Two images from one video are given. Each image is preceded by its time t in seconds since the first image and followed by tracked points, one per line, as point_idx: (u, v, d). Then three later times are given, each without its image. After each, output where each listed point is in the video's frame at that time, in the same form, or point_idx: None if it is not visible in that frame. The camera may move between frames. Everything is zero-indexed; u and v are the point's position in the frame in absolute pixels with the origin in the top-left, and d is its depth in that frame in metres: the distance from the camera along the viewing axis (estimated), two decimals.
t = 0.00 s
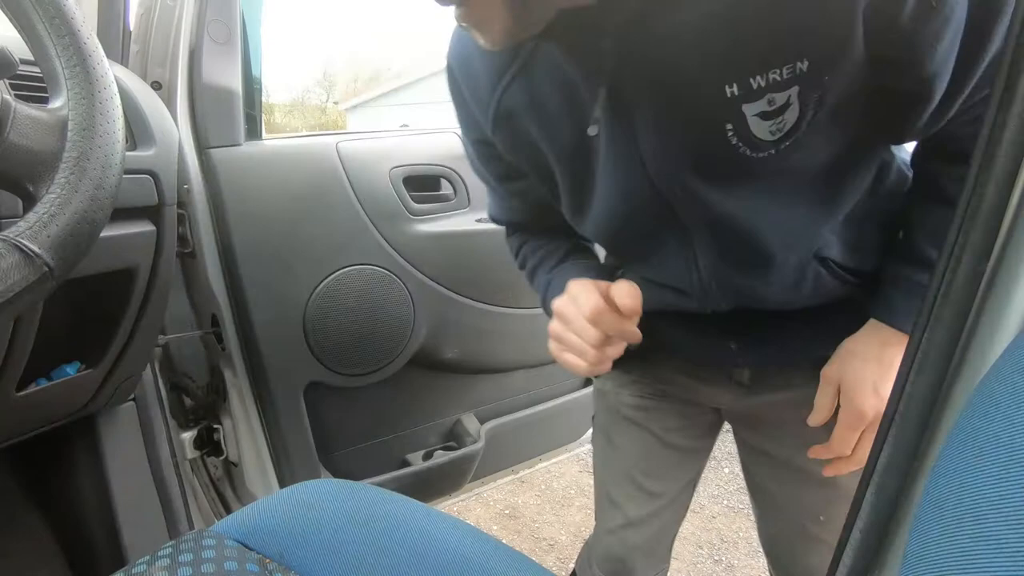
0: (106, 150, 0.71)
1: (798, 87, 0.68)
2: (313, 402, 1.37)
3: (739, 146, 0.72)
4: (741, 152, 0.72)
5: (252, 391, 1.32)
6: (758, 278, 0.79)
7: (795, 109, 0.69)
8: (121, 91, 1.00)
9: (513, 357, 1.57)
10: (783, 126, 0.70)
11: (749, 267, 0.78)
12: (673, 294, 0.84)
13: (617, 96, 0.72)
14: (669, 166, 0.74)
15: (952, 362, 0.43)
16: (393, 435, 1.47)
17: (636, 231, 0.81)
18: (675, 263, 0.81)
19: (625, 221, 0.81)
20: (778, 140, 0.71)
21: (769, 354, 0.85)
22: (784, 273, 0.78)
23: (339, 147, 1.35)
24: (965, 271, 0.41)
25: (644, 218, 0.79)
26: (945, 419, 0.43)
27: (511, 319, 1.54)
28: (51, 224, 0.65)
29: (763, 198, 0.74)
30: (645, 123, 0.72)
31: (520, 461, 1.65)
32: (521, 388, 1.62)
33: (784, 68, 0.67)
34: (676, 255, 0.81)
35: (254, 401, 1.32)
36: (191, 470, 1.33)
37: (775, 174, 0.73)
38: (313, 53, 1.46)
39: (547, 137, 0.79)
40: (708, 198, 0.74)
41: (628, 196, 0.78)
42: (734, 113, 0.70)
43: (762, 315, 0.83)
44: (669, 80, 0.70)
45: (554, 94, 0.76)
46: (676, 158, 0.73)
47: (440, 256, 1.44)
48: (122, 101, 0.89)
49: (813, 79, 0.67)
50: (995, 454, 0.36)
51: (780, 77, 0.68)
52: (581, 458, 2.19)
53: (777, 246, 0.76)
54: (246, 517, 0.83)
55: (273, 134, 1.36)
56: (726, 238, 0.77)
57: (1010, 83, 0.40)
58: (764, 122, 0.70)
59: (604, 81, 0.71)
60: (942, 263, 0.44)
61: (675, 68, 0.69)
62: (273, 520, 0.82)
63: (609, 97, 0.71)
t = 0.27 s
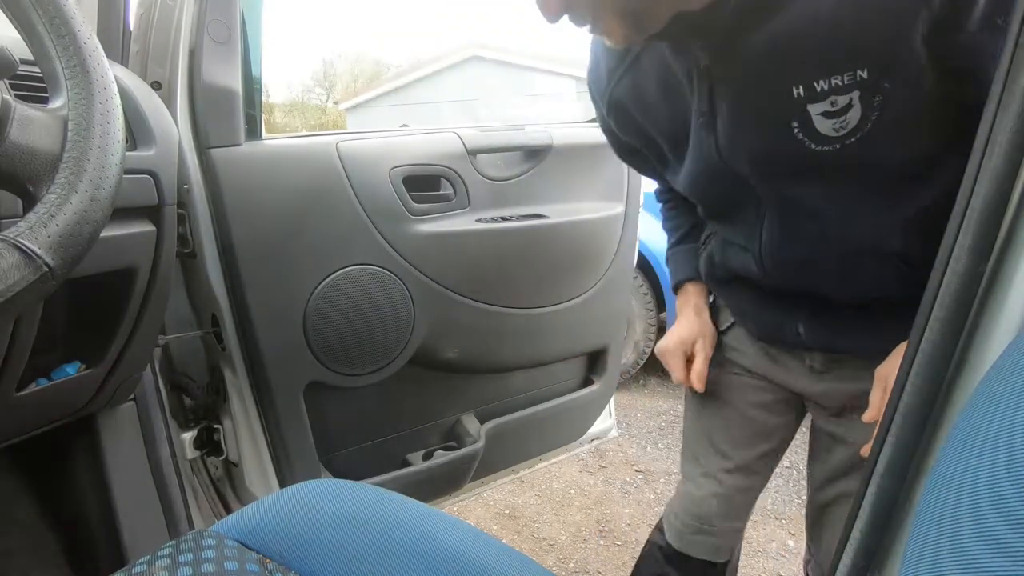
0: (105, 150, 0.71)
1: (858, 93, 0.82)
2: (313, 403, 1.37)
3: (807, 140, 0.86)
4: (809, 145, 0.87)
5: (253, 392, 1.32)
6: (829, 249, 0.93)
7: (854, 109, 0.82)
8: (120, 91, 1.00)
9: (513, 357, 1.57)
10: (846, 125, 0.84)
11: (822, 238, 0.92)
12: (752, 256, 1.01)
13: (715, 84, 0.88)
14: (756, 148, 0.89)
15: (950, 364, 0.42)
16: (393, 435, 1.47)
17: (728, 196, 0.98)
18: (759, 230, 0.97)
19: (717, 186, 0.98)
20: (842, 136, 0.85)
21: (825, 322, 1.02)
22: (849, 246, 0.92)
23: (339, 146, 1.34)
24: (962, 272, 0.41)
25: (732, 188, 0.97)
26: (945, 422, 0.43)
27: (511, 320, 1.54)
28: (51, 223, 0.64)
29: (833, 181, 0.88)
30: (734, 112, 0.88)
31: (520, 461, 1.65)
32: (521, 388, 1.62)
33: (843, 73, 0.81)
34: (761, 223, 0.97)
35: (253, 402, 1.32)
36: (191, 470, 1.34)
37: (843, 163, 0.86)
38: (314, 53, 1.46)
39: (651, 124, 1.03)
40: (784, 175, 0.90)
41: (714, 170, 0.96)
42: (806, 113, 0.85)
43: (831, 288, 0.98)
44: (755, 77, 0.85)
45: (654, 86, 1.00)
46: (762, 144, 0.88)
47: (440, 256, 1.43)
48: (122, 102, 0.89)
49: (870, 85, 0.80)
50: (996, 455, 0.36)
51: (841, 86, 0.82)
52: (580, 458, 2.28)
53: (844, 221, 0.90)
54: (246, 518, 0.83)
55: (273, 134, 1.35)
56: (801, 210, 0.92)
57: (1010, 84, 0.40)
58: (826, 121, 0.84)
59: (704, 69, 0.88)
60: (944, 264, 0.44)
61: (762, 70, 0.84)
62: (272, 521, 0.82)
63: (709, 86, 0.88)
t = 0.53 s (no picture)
0: (105, 150, 0.71)
1: (828, 99, 0.91)
2: (313, 403, 1.36)
3: (786, 136, 0.97)
4: (789, 141, 0.97)
5: (252, 392, 1.32)
6: (805, 236, 1.04)
7: (830, 109, 0.91)
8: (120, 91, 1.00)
9: (513, 358, 1.57)
10: (821, 126, 0.93)
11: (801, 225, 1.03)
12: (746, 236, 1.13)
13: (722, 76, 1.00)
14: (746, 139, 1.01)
15: (951, 363, 0.42)
16: (393, 435, 1.47)
17: (728, 179, 1.11)
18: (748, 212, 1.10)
19: (716, 169, 1.10)
20: (816, 137, 0.94)
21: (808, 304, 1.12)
22: (825, 235, 1.02)
23: (339, 146, 1.34)
24: (963, 272, 0.41)
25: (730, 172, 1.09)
26: (946, 423, 0.43)
27: (512, 319, 1.54)
28: (50, 223, 0.64)
29: (811, 175, 0.98)
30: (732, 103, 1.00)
31: (520, 461, 1.65)
32: (521, 388, 1.62)
33: (816, 80, 0.91)
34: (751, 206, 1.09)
35: (253, 402, 1.32)
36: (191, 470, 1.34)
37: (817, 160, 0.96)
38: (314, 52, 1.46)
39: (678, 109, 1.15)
40: (767, 165, 1.01)
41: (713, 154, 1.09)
42: (785, 113, 0.96)
43: (813, 272, 1.08)
44: (748, 75, 0.97)
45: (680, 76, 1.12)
46: (751, 136, 1.00)
47: (439, 256, 1.43)
48: (122, 102, 0.89)
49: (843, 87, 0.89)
50: (997, 455, 0.36)
51: (813, 92, 0.92)
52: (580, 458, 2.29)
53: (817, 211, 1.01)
54: (246, 518, 0.84)
55: (273, 134, 1.35)
56: (788, 199, 1.02)
57: (1011, 82, 0.40)
58: (803, 120, 0.94)
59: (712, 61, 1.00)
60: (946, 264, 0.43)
61: (754, 69, 0.96)
62: (272, 520, 0.82)
63: (715, 78, 1.00)
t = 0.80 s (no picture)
0: (105, 150, 0.71)
1: (797, 126, 0.94)
2: (314, 403, 1.36)
3: (766, 160, 1.01)
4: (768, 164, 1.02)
5: (252, 392, 1.32)
6: (795, 245, 1.09)
7: (799, 138, 0.95)
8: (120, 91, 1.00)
9: (513, 358, 1.57)
10: (794, 152, 0.97)
11: (790, 236, 1.09)
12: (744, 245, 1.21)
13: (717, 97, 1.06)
14: (733, 159, 1.08)
15: (951, 363, 0.42)
16: (393, 435, 1.47)
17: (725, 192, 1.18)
18: (742, 224, 1.17)
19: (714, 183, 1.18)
20: (791, 161, 0.98)
21: (804, 306, 1.18)
22: (811, 245, 1.07)
23: (339, 146, 1.35)
24: (963, 272, 0.41)
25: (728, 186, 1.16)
26: (945, 423, 0.43)
27: (512, 319, 1.54)
28: (50, 224, 0.64)
29: (792, 193, 1.03)
30: (725, 123, 1.07)
31: (520, 461, 1.65)
32: (521, 388, 1.62)
33: (782, 110, 0.95)
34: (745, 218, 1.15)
35: (253, 402, 1.32)
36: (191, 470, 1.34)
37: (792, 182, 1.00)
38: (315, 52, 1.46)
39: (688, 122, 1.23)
40: (753, 183, 1.06)
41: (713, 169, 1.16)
42: (762, 138, 1.00)
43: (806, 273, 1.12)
44: (733, 101, 1.04)
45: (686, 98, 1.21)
46: (737, 156, 1.07)
47: (440, 256, 1.44)
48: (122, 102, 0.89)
49: (808, 117, 0.92)
50: (997, 455, 0.36)
51: (784, 119, 0.95)
52: (580, 458, 2.30)
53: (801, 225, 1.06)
54: (246, 518, 0.84)
55: (273, 134, 1.35)
56: (780, 213, 1.07)
57: (1010, 83, 0.40)
58: (778, 146, 0.98)
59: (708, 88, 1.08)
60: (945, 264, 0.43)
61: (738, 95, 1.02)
62: (272, 520, 0.82)
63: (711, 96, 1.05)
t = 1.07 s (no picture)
0: (105, 150, 0.71)
1: (797, 130, 0.95)
2: (314, 403, 1.36)
3: (768, 165, 1.02)
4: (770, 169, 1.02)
5: (252, 392, 1.31)
6: (804, 252, 1.10)
7: (798, 139, 0.95)
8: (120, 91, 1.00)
9: (513, 358, 1.57)
10: (796, 156, 0.97)
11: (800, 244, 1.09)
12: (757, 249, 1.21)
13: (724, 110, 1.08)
14: (741, 166, 1.09)
15: (951, 363, 0.42)
16: (393, 435, 1.47)
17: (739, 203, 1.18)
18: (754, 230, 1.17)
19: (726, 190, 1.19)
20: (793, 166, 0.98)
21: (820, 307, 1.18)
22: (821, 251, 1.08)
23: (339, 146, 1.35)
24: (963, 273, 0.41)
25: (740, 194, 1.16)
26: (945, 423, 0.43)
27: (512, 319, 1.54)
28: (51, 224, 0.64)
29: (797, 199, 1.03)
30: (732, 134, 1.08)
31: (520, 461, 1.65)
32: (522, 388, 1.62)
33: (780, 114, 0.95)
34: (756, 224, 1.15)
35: (253, 402, 1.32)
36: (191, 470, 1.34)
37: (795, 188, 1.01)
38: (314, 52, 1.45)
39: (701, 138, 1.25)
40: (758, 190, 1.07)
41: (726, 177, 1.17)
42: (763, 144, 1.00)
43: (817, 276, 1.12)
44: (739, 112, 1.05)
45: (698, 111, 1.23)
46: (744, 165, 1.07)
47: (440, 256, 1.44)
48: (122, 101, 0.89)
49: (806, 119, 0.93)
50: (997, 454, 0.36)
51: (783, 125, 0.96)
52: (580, 458, 2.30)
53: (805, 232, 1.06)
54: (246, 518, 0.83)
55: (273, 133, 1.35)
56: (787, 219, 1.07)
57: (1010, 82, 0.40)
58: (780, 150, 0.99)
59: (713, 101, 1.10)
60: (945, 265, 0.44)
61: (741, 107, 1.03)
62: (272, 520, 0.82)
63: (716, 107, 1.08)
